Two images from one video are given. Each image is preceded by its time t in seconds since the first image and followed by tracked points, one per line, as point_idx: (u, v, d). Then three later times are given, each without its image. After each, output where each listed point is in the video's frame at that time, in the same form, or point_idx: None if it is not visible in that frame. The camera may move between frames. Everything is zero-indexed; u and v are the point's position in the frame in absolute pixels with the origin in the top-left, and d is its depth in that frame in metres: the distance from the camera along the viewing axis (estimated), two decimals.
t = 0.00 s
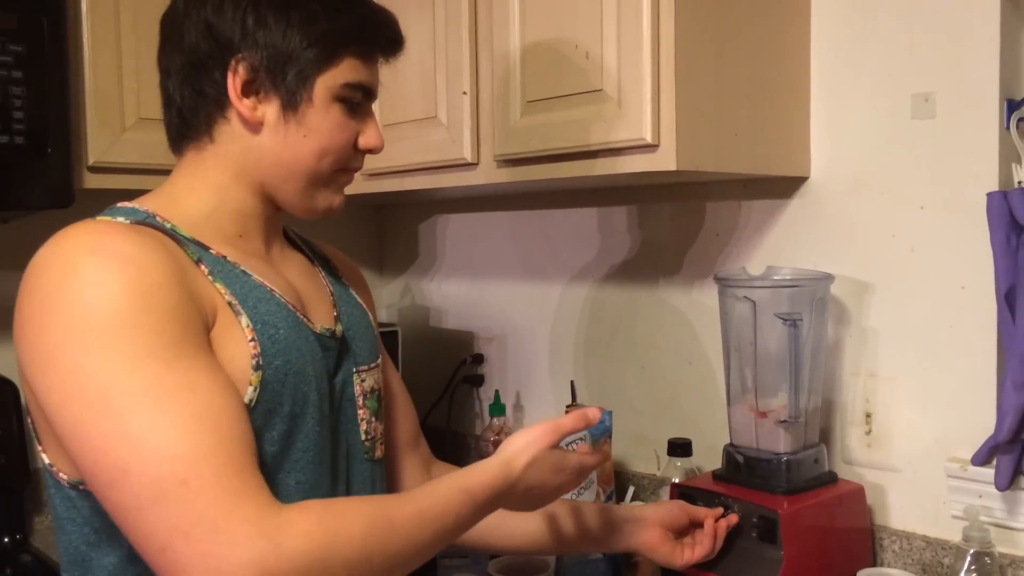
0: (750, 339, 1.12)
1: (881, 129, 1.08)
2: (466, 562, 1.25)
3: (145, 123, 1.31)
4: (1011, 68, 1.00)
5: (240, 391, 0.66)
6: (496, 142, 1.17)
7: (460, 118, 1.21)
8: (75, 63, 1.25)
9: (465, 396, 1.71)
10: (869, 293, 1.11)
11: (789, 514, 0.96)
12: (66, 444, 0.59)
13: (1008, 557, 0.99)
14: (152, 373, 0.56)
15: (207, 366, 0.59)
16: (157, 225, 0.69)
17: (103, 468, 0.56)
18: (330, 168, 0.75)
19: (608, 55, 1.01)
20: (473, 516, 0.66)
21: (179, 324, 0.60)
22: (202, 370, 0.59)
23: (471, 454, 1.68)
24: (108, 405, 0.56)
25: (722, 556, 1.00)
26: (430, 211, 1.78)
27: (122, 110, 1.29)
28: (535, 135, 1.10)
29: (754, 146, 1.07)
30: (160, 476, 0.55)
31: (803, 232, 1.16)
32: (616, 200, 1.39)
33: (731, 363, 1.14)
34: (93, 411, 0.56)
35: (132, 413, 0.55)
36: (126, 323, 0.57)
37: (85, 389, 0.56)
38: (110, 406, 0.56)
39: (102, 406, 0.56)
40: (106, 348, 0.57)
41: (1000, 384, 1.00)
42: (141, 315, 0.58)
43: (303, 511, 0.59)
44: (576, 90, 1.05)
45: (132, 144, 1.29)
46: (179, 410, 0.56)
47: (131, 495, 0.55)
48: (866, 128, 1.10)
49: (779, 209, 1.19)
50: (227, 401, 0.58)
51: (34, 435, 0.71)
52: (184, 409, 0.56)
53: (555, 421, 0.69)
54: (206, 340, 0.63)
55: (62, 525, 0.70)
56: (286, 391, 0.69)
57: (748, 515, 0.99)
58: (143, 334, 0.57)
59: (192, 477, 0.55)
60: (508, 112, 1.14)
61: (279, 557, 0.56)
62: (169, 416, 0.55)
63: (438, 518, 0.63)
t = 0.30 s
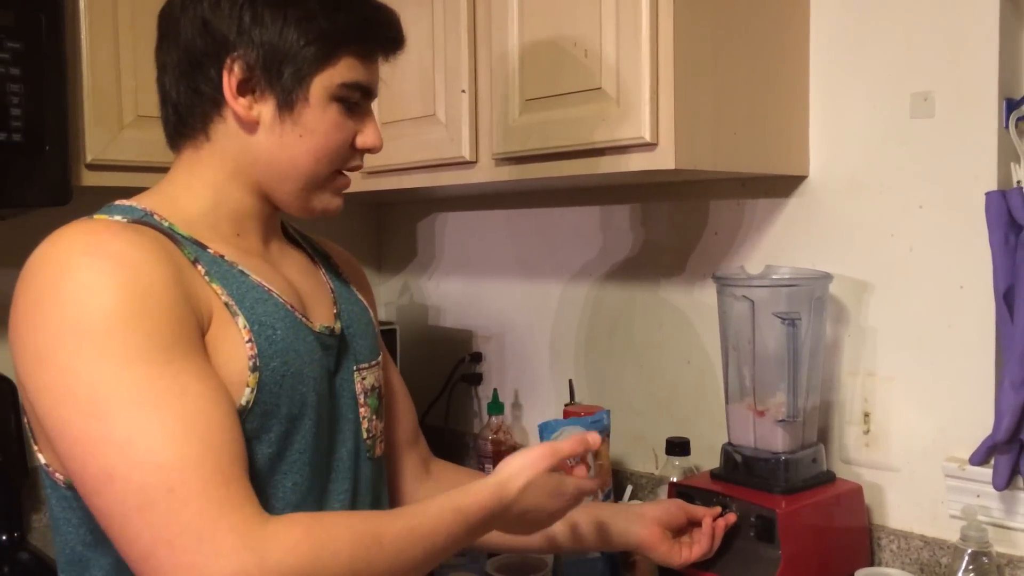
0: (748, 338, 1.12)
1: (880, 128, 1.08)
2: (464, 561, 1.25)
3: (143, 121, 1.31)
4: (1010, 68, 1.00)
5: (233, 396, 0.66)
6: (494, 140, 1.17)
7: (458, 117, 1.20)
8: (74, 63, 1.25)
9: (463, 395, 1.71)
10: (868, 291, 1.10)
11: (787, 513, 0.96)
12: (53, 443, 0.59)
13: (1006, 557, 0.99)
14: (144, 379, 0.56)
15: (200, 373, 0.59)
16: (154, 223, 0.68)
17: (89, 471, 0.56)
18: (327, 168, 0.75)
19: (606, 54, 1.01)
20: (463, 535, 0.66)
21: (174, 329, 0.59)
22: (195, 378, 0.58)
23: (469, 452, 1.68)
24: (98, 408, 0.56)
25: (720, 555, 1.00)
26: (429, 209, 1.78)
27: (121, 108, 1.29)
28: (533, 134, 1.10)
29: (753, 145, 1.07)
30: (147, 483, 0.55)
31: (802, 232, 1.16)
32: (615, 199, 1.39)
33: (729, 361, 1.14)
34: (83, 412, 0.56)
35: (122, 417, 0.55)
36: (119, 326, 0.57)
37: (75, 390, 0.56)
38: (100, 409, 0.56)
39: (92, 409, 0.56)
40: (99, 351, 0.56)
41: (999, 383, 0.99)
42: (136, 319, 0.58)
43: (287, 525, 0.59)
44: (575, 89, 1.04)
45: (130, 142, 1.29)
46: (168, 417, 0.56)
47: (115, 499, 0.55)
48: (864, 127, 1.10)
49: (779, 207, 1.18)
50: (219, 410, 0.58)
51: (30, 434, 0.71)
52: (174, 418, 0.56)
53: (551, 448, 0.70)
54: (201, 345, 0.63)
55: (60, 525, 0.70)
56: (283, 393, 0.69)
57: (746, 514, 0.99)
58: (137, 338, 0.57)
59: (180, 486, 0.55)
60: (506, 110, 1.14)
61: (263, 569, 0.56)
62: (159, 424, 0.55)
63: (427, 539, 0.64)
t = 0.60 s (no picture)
0: (747, 339, 1.12)
1: (878, 130, 1.08)
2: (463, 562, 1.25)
3: (142, 122, 1.31)
4: (1010, 71, 1.00)
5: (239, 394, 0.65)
6: (493, 142, 1.17)
7: (457, 118, 1.21)
8: (73, 64, 1.25)
9: (462, 397, 1.71)
10: (867, 293, 1.10)
11: (787, 515, 0.96)
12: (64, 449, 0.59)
13: (1005, 560, 0.99)
14: (154, 382, 0.56)
15: (209, 377, 0.59)
16: (159, 224, 0.68)
17: (102, 474, 0.55)
18: (284, 160, 0.70)
19: (606, 56, 1.01)
20: (473, 533, 0.67)
21: (181, 332, 0.59)
22: (203, 380, 0.58)
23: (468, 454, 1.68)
24: (108, 411, 0.55)
25: (718, 556, 1.00)
26: (428, 211, 1.78)
27: (121, 109, 1.29)
28: (533, 135, 1.10)
29: (753, 147, 1.07)
30: (161, 484, 0.54)
31: (801, 234, 1.16)
32: (614, 201, 1.39)
33: (729, 364, 1.13)
34: (93, 416, 0.55)
35: (133, 420, 0.55)
36: (127, 330, 0.57)
37: (85, 394, 0.56)
38: (114, 412, 0.55)
39: (103, 411, 0.55)
40: (108, 354, 0.56)
41: (998, 386, 0.99)
42: (142, 323, 0.57)
43: (307, 523, 0.59)
44: (574, 90, 1.04)
45: (129, 143, 1.29)
46: (185, 416, 0.55)
47: (129, 502, 0.54)
48: (864, 129, 1.10)
49: (778, 209, 1.18)
50: (231, 411, 0.58)
51: (32, 435, 0.71)
52: (186, 419, 0.55)
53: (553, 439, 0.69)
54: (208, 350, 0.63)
55: (62, 527, 0.70)
56: (289, 394, 0.69)
57: (744, 517, 0.99)
58: (145, 342, 0.57)
59: (197, 485, 0.54)
60: (506, 112, 1.14)
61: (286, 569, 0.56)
62: (171, 425, 0.55)
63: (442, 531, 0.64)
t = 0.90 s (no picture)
0: (747, 341, 1.12)
1: (878, 132, 1.09)
2: (463, 563, 1.25)
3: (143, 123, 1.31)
4: (1009, 74, 1.00)
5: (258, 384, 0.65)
6: (494, 142, 1.17)
7: (458, 119, 1.21)
8: (75, 64, 1.26)
9: (463, 397, 1.72)
10: (867, 296, 1.11)
11: (785, 516, 0.96)
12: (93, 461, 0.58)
13: (1004, 561, 0.99)
14: (174, 378, 0.56)
15: (228, 368, 0.59)
16: (165, 228, 0.68)
17: (137, 478, 0.55)
18: (224, 156, 0.69)
19: (606, 58, 1.01)
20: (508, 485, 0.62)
21: (196, 327, 0.59)
22: (224, 372, 0.58)
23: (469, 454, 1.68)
24: (137, 413, 0.55)
25: (717, 558, 1.00)
26: (429, 211, 1.78)
27: (122, 109, 1.29)
28: (533, 137, 1.10)
29: (752, 149, 1.07)
30: (200, 476, 0.54)
31: (800, 236, 1.16)
32: (614, 202, 1.39)
33: (728, 365, 1.14)
34: (116, 422, 0.55)
35: (164, 418, 0.54)
36: (141, 330, 0.57)
37: (107, 400, 0.56)
38: (144, 413, 0.55)
39: (129, 414, 0.55)
40: (124, 356, 0.56)
41: (997, 388, 1.00)
42: (156, 320, 0.57)
43: (350, 497, 0.58)
44: (574, 92, 1.05)
45: (130, 143, 1.29)
46: (219, 408, 0.55)
47: (172, 497, 0.54)
48: (863, 131, 1.10)
49: (778, 210, 1.19)
50: (261, 401, 0.58)
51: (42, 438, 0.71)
52: (212, 410, 0.55)
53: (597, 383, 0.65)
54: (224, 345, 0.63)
55: (68, 526, 0.70)
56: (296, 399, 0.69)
57: (744, 518, 1.00)
58: (160, 340, 0.57)
59: (239, 476, 0.54)
60: (506, 113, 1.14)
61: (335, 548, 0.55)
62: (195, 417, 0.55)
63: (476, 491, 0.61)
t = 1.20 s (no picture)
0: (750, 343, 1.12)
1: (881, 134, 1.09)
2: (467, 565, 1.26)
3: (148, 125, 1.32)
4: (1013, 77, 1.00)
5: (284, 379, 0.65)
6: (497, 145, 1.17)
7: (462, 121, 1.21)
8: (80, 66, 1.26)
9: (466, 399, 1.72)
10: (870, 299, 1.11)
11: (789, 519, 0.96)
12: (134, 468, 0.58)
13: (1008, 564, 0.99)
14: (206, 375, 0.55)
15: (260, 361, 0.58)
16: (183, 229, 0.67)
17: (181, 480, 0.54)
18: (232, 156, 0.69)
19: (610, 61, 1.01)
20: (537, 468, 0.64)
21: (223, 323, 0.59)
22: (256, 365, 0.58)
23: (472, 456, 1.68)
24: (179, 413, 0.54)
25: (720, 560, 1.00)
26: (432, 213, 1.78)
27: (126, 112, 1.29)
28: (537, 140, 1.10)
29: (756, 151, 1.08)
30: (250, 472, 0.53)
31: (804, 239, 1.16)
32: (617, 205, 1.39)
33: (732, 368, 1.14)
34: (152, 426, 0.55)
35: (207, 415, 0.54)
36: (168, 329, 0.56)
37: (141, 404, 0.55)
38: (187, 411, 0.54)
39: (169, 416, 0.54)
40: (154, 357, 0.56)
41: (1000, 390, 1.00)
42: (182, 317, 0.57)
43: (397, 483, 0.59)
44: (578, 95, 1.05)
45: (135, 146, 1.29)
46: (260, 401, 0.55)
47: (218, 495, 0.54)
48: (866, 134, 1.10)
49: (782, 213, 1.19)
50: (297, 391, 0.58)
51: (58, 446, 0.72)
52: (248, 404, 0.55)
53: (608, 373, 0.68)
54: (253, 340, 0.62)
55: (88, 535, 0.71)
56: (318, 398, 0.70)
57: (747, 521, 0.99)
58: (189, 338, 0.56)
59: (290, 466, 0.54)
60: (509, 116, 1.14)
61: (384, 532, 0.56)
62: (232, 412, 0.54)
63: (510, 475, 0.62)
